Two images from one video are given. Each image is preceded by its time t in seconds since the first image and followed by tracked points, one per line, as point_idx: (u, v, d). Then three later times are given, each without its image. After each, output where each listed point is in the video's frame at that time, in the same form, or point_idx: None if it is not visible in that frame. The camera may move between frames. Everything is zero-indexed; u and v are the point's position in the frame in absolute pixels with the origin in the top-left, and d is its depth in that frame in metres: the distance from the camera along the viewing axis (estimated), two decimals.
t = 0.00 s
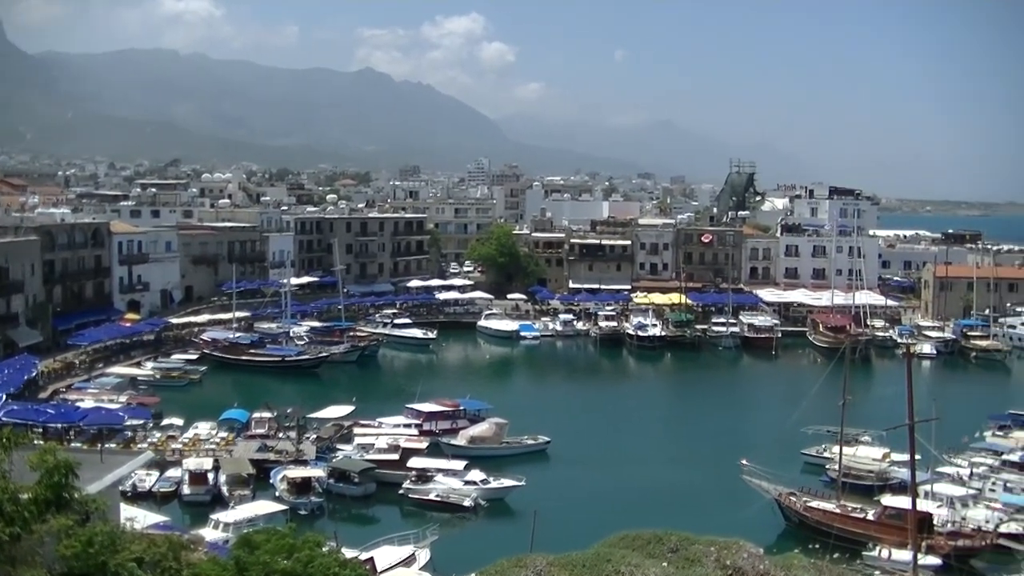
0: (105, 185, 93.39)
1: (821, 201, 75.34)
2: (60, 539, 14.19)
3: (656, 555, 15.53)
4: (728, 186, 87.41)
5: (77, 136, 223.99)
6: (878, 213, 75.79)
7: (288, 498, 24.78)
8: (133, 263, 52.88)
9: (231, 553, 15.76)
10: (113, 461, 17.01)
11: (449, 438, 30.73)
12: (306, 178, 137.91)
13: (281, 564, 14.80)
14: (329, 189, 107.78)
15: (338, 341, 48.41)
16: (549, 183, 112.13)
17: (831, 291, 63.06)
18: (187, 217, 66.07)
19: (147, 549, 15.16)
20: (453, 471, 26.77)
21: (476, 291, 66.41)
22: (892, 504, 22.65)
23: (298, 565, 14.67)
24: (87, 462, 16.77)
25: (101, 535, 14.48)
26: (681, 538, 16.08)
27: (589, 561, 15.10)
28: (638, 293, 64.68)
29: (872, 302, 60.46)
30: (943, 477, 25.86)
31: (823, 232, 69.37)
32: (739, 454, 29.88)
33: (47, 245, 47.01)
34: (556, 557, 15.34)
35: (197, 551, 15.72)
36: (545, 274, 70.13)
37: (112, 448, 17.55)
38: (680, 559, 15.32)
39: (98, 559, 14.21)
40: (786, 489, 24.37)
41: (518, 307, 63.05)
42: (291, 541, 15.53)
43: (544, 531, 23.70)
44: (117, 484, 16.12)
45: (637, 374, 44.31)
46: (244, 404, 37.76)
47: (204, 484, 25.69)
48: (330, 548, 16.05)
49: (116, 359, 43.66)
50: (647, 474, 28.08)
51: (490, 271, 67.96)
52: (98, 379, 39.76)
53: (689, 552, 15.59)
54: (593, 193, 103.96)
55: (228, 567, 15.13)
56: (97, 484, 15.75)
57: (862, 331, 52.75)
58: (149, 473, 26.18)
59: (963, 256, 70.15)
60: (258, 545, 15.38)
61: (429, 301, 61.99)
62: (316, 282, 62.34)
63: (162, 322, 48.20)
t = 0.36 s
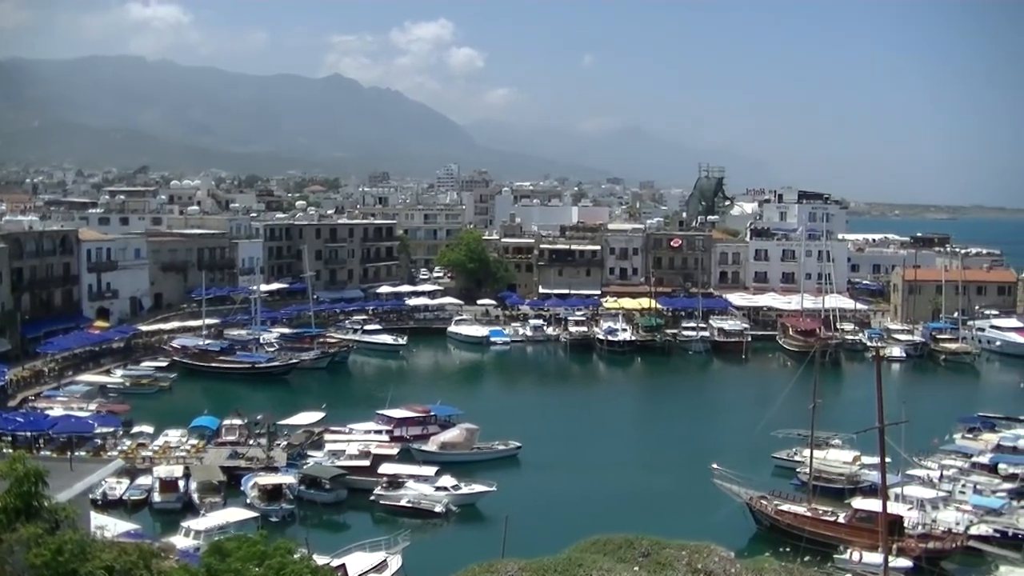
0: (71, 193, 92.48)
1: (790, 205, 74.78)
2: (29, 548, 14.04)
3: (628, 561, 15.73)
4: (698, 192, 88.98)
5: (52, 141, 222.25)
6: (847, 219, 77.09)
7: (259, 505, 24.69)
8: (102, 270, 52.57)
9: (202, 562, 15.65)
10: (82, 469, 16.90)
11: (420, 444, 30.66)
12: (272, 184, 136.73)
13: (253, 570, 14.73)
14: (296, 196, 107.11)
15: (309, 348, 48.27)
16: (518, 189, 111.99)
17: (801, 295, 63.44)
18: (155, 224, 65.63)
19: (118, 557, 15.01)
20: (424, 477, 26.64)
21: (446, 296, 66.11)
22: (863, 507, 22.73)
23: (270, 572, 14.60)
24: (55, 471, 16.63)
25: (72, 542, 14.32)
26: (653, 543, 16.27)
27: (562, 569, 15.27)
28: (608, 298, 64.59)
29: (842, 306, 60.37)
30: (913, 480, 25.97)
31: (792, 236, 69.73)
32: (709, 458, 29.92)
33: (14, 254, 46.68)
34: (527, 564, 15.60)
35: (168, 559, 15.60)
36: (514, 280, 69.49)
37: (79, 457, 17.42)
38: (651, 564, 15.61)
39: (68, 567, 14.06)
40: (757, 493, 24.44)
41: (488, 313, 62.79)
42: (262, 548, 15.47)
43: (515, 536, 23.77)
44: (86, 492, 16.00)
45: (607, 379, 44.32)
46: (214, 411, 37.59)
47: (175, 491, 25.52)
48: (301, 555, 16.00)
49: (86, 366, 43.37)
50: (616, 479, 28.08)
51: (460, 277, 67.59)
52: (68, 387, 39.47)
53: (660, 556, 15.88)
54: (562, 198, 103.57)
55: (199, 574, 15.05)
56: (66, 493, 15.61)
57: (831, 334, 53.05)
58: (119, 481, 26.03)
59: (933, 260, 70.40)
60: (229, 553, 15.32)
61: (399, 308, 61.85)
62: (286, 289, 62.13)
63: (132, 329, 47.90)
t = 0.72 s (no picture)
0: (41, 197, 91.74)
1: (762, 207, 74.61)
2: None
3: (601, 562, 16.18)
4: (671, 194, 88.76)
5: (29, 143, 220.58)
6: (818, 220, 76.28)
7: (232, 509, 24.63)
8: (73, 274, 52.36)
9: (175, 567, 15.62)
10: (52, 474, 16.78)
11: (393, 448, 30.61)
12: (245, 187, 135.97)
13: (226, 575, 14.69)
14: (267, 200, 106.63)
15: (282, 351, 48.16)
16: (492, 191, 111.92)
17: (773, 297, 63.62)
18: (127, 228, 65.33)
19: (90, 563, 14.89)
20: (397, 480, 26.71)
21: (418, 299, 65.94)
22: (835, 508, 22.84)
23: None
24: (25, 476, 16.53)
25: (43, 548, 14.21)
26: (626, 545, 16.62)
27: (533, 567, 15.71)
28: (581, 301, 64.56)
29: (814, 308, 60.65)
30: (885, 481, 26.09)
31: (764, 239, 70.07)
32: (682, 460, 29.99)
33: None
34: (500, 567, 15.83)
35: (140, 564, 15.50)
36: (487, 283, 69.28)
37: (49, 463, 17.31)
38: (623, 566, 16.01)
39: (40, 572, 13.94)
40: (731, 495, 24.47)
41: (460, 315, 62.55)
42: (235, 552, 15.45)
43: (489, 539, 23.80)
44: (57, 497, 15.89)
45: (581, 382, 44.35)
46: (186, 416, 37.45)
47: (147, 496, 25.38)
48: (274, 559, 15.97)
49: (57, 371, 43.15)
50: (590, 481, 28.12)
51: (433, 280, 67.34)
52: (39, 392, 39.23)
53: (632, 558, 16.28)
54: (535, 201, 103.36)
55: None
56: (38, 498, 15.50)
57: (804, 336, 53.33)
58: (91, 486, 25.92)
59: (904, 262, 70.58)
60: (201, 558, 15.30)
61: (372, 311, 61.71)
62: (259, 292, 61.97)
63: (103, 333, 47.66)
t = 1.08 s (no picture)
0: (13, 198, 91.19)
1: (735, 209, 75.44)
2: None
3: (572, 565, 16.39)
4: (644, 196, 89.12)
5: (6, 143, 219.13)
6: (793, 223, 75.81)
7: (205, 511, 24.56)
8: (46, 276, 52.10)
9: (146, 570, 15.55)
10: (23, 475, 16.64)
11: (366, 450, 30.56)
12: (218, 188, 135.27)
13: None
14: (240, 202, 106.17)
15: (255, 353, 48.11)
16: (467, 193, 111.99)
17: (746, 300, 63.78)
18: (99, 230, 65.11)
19: (61, 566, 14.73)
20: (371, 483, 26.71)
21: (392, 302, 65.82)
22: (808, 510, 22.90)
23: None
24: None
25: (15, 551, 14.09)
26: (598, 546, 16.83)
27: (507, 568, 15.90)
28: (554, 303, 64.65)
29: (787, 310, 60.91)
30: (858, 483, 26.20)
31: (738, 241, 70.20)
32: (655, 462, 30.04)
33: None
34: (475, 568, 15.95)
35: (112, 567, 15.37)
36: (460, 285, 69.69)
37: (20, 466, 17.18)
38: (596, 568, 16.19)
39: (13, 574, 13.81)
40: (703, 496, 24.51)
41: (434, 318, 62.42)
42: (208, 555, 15.43)
43: (462, 541, 23.82)
44: (27, 500, 15.75)
45: (554, 385, 44.35)
46: (159, 418, 37.34)
47: (120, 498, 25.26)
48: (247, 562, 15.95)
49: (29, 373, 42.95)
50: (562, 484, 28.15)
51: (406, 282, 67.14)
52: (10, 395, 39.02)
53: (604, 560, 16.51)
54: (508, 203, 103.36)
55: None
56: (8, 501, 15.35)
57: (776, 338, 53.62)
58: (63, 489, 25.78)
59: (876, 264, 71.05)
60: (174, 561, 15.29)
61: (346, 313, 61.61)
62: (232, 294, 61.88)
63: (76, 335, 47.45)
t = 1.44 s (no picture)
0: None
1: (704, 208, 75.42)
2: None
3: (540, 562, 16.41)
4: (612, 194, 88.90)
5: None
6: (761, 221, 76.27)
7: (174, 511, 24.48)
8: (13, 275, 51.36)
9: (115, 571, 15.55)
10: None
11: (335, 449, 30.56)
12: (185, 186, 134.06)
13: None
14: (206, 201, 105.44)
15: (224, 352, 47.97)
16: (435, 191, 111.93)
17: (715, 296, 63.94)
18: (66, 227, 64.76)
19: (29, 566, 14.64)
20: (340, 482, 26.68)
21: (360, 300, 65.58)
22: (777, 507, 23.05)
23: None
24: None
25: None
26: (565, 544, 16.86)
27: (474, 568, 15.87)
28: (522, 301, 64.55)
29: (755, 307, 61.23)
30: (827, 479, 26.31)
31: (706, 238, 70.33)
32: (624, 460, 30.09)
33: None
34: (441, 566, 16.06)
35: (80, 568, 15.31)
36: (429, 283, 69.95)
37: None
38: (563, 565, 16.26)
39: None
40: (673, 494, 24.62)
41: (403, 316, 62.28)
42: (176, 555, 15.40)
43: (432, 539, 23.84)
44: None
45: (523, 383, 44.29)
46: (127, 417, 37.14)
47: (89, 499, 25.11)
48: (216, 561, 15.94)
49: None
50: (530, 482, 28.12)
51: (375, 280, 66.82)
52: None
53: (572, 557, 16.52)
54: (477, 201, 103.27)
55: None
56: None
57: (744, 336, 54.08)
58: (29, 489, 25.59)
59: (845, 262, 71.69)
60: (143, 561, 15.25)
61: (314, 312, 61.37)
62: (200, 293, 61.59)
63: (42, 334, 47.08)
